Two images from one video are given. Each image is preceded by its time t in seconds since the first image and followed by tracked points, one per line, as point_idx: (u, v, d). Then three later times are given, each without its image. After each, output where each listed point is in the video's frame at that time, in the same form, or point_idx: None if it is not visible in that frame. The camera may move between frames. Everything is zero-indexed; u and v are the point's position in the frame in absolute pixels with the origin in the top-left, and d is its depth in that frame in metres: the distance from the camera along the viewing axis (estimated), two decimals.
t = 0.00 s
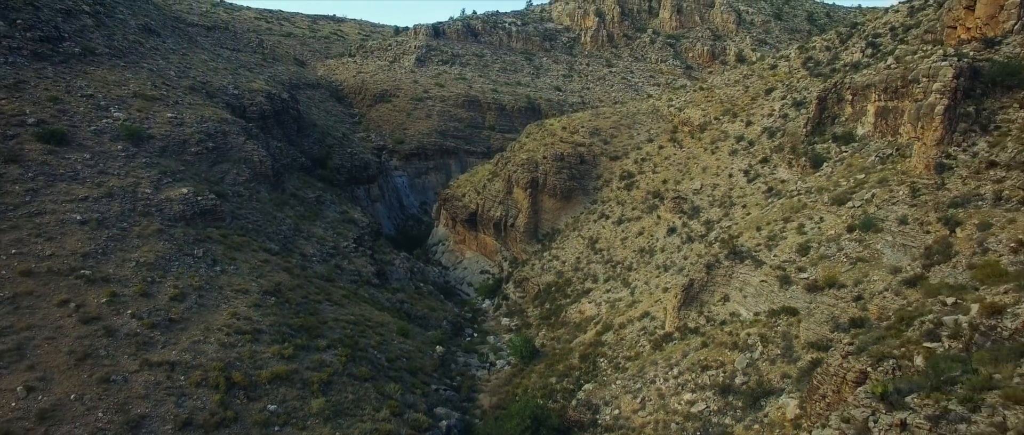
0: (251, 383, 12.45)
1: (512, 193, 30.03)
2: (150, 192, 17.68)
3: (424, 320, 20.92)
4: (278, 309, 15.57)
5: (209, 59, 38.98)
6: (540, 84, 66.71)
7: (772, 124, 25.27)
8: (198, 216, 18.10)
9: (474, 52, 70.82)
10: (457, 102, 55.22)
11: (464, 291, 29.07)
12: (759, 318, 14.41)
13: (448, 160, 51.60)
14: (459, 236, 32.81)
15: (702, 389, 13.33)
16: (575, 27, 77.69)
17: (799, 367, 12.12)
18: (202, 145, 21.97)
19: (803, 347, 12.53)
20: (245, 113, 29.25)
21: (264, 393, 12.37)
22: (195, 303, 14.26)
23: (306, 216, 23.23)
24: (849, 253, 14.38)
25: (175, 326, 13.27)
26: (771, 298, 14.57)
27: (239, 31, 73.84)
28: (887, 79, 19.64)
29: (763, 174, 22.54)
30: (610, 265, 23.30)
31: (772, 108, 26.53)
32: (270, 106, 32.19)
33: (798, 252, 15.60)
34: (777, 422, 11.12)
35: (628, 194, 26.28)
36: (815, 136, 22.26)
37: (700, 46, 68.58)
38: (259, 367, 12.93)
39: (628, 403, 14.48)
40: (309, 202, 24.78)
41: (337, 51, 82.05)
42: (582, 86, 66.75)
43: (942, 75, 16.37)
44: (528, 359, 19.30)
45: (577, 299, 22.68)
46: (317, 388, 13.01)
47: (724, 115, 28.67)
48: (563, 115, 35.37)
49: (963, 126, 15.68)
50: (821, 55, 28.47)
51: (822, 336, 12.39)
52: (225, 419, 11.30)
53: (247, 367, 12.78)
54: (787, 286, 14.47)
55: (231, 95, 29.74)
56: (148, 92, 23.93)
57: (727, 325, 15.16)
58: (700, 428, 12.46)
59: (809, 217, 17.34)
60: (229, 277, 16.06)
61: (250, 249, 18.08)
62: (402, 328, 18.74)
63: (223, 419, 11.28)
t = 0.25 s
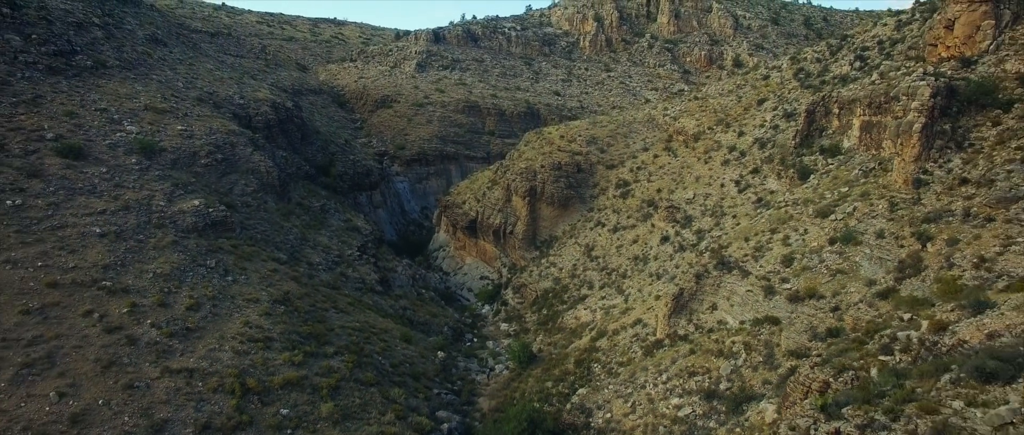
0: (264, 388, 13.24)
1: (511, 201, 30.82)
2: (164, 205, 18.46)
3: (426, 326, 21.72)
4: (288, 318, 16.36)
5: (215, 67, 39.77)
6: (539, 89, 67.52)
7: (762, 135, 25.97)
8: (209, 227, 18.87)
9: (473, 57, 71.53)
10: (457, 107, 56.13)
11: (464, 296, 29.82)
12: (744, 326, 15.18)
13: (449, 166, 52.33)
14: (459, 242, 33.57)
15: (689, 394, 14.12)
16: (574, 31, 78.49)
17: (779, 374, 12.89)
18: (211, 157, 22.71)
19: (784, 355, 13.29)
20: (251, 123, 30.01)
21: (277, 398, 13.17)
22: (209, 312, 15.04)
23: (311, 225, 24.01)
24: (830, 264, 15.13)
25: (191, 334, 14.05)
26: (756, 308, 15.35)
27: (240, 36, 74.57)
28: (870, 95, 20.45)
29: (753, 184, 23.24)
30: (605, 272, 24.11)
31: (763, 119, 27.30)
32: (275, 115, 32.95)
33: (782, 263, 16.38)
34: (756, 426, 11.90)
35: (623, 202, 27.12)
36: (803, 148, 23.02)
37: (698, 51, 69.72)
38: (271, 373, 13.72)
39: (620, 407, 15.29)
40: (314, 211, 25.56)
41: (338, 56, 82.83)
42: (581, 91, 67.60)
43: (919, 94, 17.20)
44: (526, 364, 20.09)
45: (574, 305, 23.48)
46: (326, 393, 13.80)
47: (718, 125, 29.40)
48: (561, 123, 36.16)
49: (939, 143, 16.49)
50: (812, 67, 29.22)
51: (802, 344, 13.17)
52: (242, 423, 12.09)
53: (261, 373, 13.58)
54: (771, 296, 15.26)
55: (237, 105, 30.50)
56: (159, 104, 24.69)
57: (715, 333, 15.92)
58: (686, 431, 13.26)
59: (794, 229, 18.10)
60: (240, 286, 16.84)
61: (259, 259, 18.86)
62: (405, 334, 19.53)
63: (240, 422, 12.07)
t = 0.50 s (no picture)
0: (277, 394, 14.02)
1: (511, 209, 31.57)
2: (178, 216, 19.23)
3: (429, 332, 22.51)
4: (298, 325, 17.15)
5: (221, 76, 40.55)
6: (539, 93, 68.30)
7: (755, 145, 26.60)
8: (221, 237, 19.63)
9: (474, 62, 72.24)
10: (458, 112, 57.04)
11: (466, 301, 30.53)
12: (732, 334, 15.95)
13: (450, 171, 52.73)
14: (460, 248, 34.31)
15: (679, 399, 14.91)
16: (574, 36, 79.27)
17: (763, 380, 13.66)
18: (221, 168, 23.45)
19: (769, 362, 14.05)
20: (257, 132, 30.78)
21: (289, 402, 13.96)
22: (224, 321, 15.82)
23: (317, 234, 24.79)
24: (814, 275, 15.88)
25: (208, 342, 14.83)
26: (744, 317, 16.12)
27: (244, 41, 75.37)
28: (857, 109, 21.18)
29: (746, 194, 23.89)
30: (602, 279, 24.91)
31: (756, 129, 27.99)
32: (280, 124, 33.71)
33: (770, 274, 17.14)
34: (740, 430, 12.69)
35: (620, 210, 27.93)
36: (793, 159, 23.73)
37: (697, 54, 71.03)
38: (283, 379, 14.51)
39: (614, 411, 16.09)
40: (320, 219, 26.33)
41: (340, 60, 83.59)
42: (580, 95, 68.43)
43: (901, 111, 17.99)
44: (525, 368, 20.88)
45: (572, 311, 24.29)
46: (336, 398, 14.58)
47: (713, 134, 30.07)
48: (560, 131, 36.94)
49: (920, 158, 17.25)
50: (805, 77, 29.96)
51: (785, 352, 13.94)
52: (257, 427, 12.88)
53: (274, 379, 14.36)
54: (759, 305, 16.04)
55: (244, 114, 31.27)
56: (169, 116, 25.45)
57: (705, 340, 16.68)
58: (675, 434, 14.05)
59: (782, 240, 18.85)
60: (252, 295, 17.62)
61: (269, 268, 19.64)
62: (408, 340, 20.31)
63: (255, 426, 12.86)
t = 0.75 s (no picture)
0: (289, 399, 14.80)
1: (510, 216, 32.36)
2: (190, 227, 20.00)
3: (431, 337, 23.29)
4: (306, 333, 17.92)
5: (226, 84, 41.32)
6: (538, 98, 69.07)
7: (747, 155, 27.24)
8: (231, 248, 20.37)
9: (474, 66, 73.01)
10: (459, 118, 57.89)
11: (466, 307, 31.27)
12: (721, 341, 16.71)
13: (451, 175, 53.36)
14: (461, 254, 35.06)
15: (670, 404, 15.69)
16: (573, 40, 80.00)
17: (749, 387, 14.42)
18: (230, 179, 24.19)
19: (754, 369, 14.81)
20: (263, 141, 31.53)
21: (300, 407, 14.74)
22: (236, 329, 16.60)
23: (323, 242, 25.56)
24: (799, 286, 16.65)
25: (222, 350, 15.61)
26: (733, 325, 16.88)
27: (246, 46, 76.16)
28: (845, 122, 21.91)
29: (738, 204, 24.60)
30: (599, 286, 25.71)
31: (749, 139, 28.63)
32: (285, 133, 34.46)
33: (758, 284, 17.90)
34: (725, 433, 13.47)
35: (617, 218, 28.73)
36: (784, 170, 24.41)
37: (694, 60, 71.66)
38: (294, 385, 15.28)
39: (607, 415, 16.88)
40: (325, 227, 27.09)
41: (342, 64, 84.33)
42: (579, 99, 69.24)
43: (884, 128, 18.78)
44: (523, 373, 21.66)
45: (569, 318, 25.07)
46: (343, 403, 15.36)
47: (707, 143, 30.70)
48: (558, 139, 37.70)
49: (902, 173, 18.02)
50: (798, 88, 30.67)
51: (769, 359, 14.73)
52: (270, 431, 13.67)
53: (285, 386, 15.14)
54: (747, 315, 16.80)
55: (250, 123, 32.00)
56: (179, 128, 26.20)
57: (696, 347, 17.43)
58: None
59: (771, 250, 19.60)
60: (262, 304, 18.39)
61: (278, 277, 20.41)
62: (412, 346, 21.09)
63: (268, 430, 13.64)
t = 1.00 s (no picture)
0: (299, 404, 15.57)
1: (510, 223, 33.13)
2: (201, 237, 20.76)
3: (433, 343, 24.06)
4: (314, 340, 18.69)
5: (231, 92, 42.08)
6: (538, 102, 69.84)
7: (740, 165, 27.88)
8: (241, 257, 21.13)
9: (475, 71, 73.76)
10: (460, 123, 58.71)
11: (467, 312, 32.02)
12: (710, 348, 17.50)
13: (451, 180, 54.12)
14: (461, 259, 35.83)
15: (661, 409, 16.47)
16: (573, 45, 80.71)
17: (735, 393, 15.22)
18: (238, 189, 24.94)
19: (740, 376, 15.63)
20: (268, 150, 32.29)
21: (309, 412, 15.52)
22: (247, 337, 17.37)
23: (328, 250, 26.33)
24: (785, 296, 17.42)
25: (234, 357, 16.38)
26: (722, 333, 17.65)
27: (249, 51, 76.93)
28: (833, 135, 22.64)
29: (730, 213, 25.33)
30: (596, 293, 26.48)
31: (744, 148, 29.11)
32: (290, 141, 35.22)
33: (747, 293, 18.67)
34: None
35: (614, 226, 29.51)
36: (775, 181, 25.07)
37: (693, 65, 72.54)
38: (303, 390, 16.05)
39: (602, 419, 17.69)
40: (329, 235, 27.85)
41: (344, 68, 85.09)
42: (579, 104, 70.01)
43: (868, 143, 19.53)
44: (522, 378, 22.44)
45: (567, 324, 25.84)
46: (350, 408, 16.13)
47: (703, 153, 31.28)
48: (557, 146, 38.45)
49: (885, 187, 18.77)
50: (790, 98, 31.40)
51: (755, 367, 15.51)
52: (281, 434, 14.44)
53: (295, 391, 15.91)
54: (735, 323, 17.59)
55: (256, 132, 32.75)
56: (188, 139, 26.96)
57: (687, 353, 18.21)
58: None
59: (760, 260, 20.36)
60: (271, 312, 19.16)
61: (285, 286, 21.18)
62: (414, 352, 21.86)
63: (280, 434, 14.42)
